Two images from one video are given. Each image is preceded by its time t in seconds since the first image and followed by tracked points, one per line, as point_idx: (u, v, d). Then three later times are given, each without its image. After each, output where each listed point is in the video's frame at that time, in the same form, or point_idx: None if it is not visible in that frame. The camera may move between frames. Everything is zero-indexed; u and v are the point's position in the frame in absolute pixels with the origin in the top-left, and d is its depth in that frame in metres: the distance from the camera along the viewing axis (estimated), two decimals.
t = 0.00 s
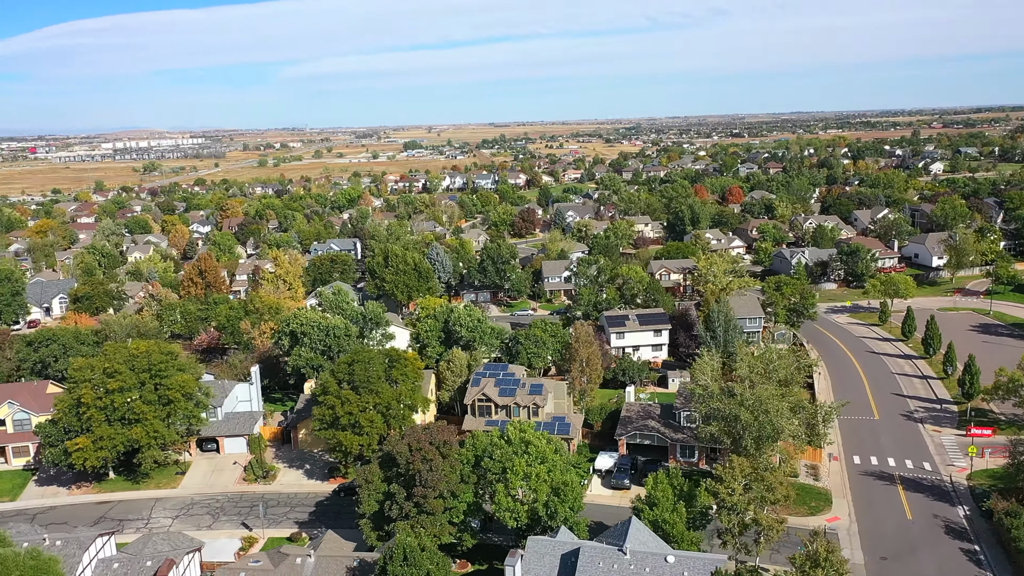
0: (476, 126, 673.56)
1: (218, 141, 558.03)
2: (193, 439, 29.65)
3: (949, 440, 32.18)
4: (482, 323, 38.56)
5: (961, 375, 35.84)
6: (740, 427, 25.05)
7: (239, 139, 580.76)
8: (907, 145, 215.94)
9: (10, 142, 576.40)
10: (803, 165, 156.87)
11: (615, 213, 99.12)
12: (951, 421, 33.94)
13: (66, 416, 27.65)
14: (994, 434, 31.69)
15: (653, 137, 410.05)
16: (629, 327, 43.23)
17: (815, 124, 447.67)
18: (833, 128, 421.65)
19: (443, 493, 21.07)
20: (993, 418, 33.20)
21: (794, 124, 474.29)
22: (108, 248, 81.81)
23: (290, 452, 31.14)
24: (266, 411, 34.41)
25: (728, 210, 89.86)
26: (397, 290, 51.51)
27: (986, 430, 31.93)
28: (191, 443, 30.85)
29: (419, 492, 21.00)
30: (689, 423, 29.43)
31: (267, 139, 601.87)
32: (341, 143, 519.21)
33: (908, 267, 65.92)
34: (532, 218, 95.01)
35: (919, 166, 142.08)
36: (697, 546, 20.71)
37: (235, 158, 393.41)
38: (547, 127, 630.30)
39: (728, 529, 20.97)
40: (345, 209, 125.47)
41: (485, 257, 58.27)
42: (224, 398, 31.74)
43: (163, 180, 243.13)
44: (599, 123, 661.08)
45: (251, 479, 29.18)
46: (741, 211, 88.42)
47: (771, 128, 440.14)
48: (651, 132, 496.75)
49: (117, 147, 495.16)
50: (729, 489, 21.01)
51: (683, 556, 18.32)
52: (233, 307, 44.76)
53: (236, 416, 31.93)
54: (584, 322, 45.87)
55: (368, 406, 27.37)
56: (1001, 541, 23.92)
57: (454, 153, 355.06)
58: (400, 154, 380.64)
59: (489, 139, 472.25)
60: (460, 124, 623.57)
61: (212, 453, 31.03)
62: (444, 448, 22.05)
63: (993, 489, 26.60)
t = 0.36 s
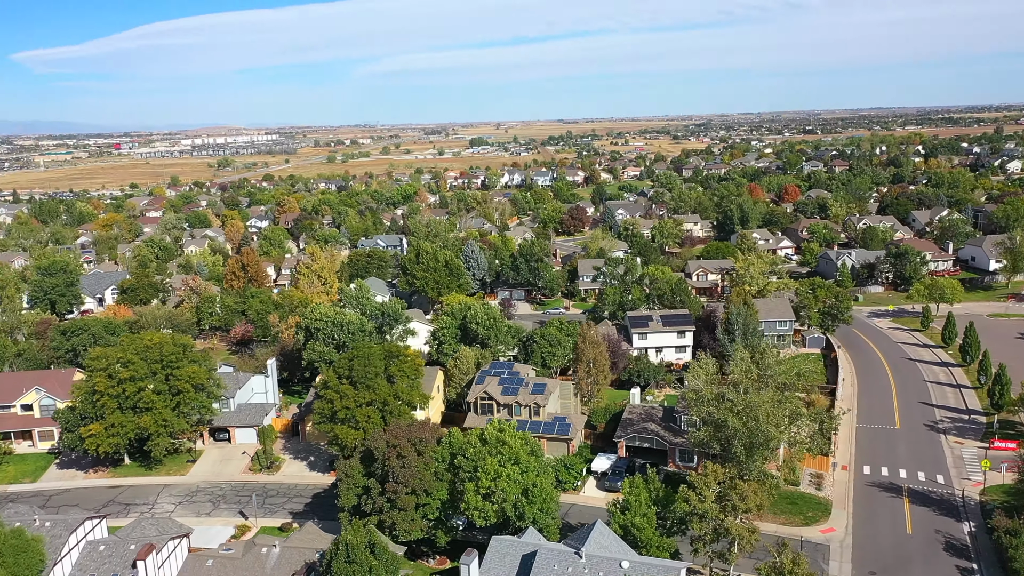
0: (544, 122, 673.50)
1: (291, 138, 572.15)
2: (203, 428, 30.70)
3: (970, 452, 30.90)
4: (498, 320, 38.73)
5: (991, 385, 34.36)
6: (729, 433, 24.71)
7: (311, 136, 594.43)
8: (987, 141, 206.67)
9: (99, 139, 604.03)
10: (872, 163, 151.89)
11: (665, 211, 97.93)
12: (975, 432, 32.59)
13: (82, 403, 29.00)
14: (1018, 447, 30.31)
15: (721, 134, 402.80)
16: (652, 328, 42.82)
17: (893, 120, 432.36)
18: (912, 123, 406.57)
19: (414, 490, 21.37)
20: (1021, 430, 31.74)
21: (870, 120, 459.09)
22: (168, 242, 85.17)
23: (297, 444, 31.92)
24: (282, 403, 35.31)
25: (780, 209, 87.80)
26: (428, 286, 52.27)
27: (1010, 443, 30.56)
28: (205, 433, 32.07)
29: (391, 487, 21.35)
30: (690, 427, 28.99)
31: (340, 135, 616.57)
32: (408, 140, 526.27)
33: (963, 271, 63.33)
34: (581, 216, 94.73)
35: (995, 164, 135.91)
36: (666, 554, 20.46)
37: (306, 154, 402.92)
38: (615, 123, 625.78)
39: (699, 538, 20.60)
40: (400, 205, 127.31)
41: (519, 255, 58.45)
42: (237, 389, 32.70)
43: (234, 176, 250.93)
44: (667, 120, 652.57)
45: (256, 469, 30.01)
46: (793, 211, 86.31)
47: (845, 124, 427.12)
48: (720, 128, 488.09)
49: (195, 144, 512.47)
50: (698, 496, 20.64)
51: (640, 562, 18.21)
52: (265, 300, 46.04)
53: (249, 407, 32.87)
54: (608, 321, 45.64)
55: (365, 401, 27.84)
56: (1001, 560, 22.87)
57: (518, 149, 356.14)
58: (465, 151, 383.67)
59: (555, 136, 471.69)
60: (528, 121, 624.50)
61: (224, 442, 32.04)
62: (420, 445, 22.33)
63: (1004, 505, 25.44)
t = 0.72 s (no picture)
0: (608, 120, 669.28)
1: (357, 135, 581.91)
2: (215, 419, 31.71)
3: (989, 466, 29.71)
4: (513, 319, 38.80)
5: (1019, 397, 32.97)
6: (717, 438, 24.51)
7: (377, 133, 603.44)
8: None
9: (175, 134, 625.25)
10: (940, 161, 146.27)
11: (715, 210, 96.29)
12: (998, 446, 31.35)
13: (100, 392, 30.34)
14: None
15: (788, 131, 393.64)
16: (674, 329, 42.31)
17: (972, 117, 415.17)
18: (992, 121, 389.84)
19: (389, 486, 21.73)
20: None
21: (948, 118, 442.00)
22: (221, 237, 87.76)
23: (305, 436, 32.65)
24: (297, 397, 36.14)
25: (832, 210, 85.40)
26: (457, 284, 52.83)
27: None
28: (217, 423, 33.05)
29: (367, 483, 21.76)
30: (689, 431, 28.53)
31: (405, 132, 624.15)
32: (472, 137, 529.68)
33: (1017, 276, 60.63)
34: (627, 214, 93.98)
35: None
36: (637, 559, 20.28)
37: (370, 151, 409.25)
38: (680, 120, 617.91)
39: (670, 544, 20.36)
40: (452, 201, 128.35)
41: (551, 253, 58.36)
42: (249, 381, 33.56)
43: (298, 173, 256.70)
44: (735, 116, 640.94)
45: (262, 460, 30.77)
46: (845, 211, 83.87)
47: (921, 121, 412.18)
48: (789, 125, 476.73)
49: (266, 141, 526.28)
50: (669, 503, 20.39)
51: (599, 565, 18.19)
52: (294, 296, 47.12)
53: (261, 399, 33.75)
54: (631, 322, 45.29)
55: (363, 397, 28.38)
56: None
57: (579, 147, 354.72)
58: (526, 148, 384.49)
59: (618, 133, 468.34)
60: (592, 118, 621.04)
61: (236, 433, 33.01)
62: (399, 442, 22.68)
63: (1010, 521, 24.43)
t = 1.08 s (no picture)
0: (677, 117, 660.14)
1: (426, 131, 588.59)
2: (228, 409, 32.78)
3: (1007, 481, 28.38)
4: (529, 318, 38.84)
5: None
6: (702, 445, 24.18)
7: (446, 130, 609.37)
8: None
9: (251, 131, 643.77)
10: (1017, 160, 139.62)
11: (768, 209, 94.19)
12: (1020, 461, 29.92)
13: (119, 380, 31.72)
14: None
15: (863, 128, 381.44)
16: (696, 331, 41.70)
17: None
18: None
19: (365, 482, 22.12)
20: None
21: None
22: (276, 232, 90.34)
23: (315, 429, 33.39)
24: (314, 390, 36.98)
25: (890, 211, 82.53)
26: (488, 281, 53.27)
27: None
28: (232, 413, 34.10)
29: (345, 478, 22.25)
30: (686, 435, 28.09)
31: (473, 129, 628.73)
32: (538, 134, 529.99)
33: None
34: (677, 213, 92.77)
35: None
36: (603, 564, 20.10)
37: (437, 148, 413.35)
38: (752, 117, 604.98)
39: (637, 551, 20.09)
40: (506, 198, 128.90)
41: (585, 252, 58.12)
42: (264, 374, 34.47)
43: (364, 168, 261.55)
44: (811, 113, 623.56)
45: (270, 451, 31.59)
46: (902, 212, 80.92)
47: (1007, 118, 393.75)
48: (865, 122, 461.84)
49: (337, 137, 536.89)
50: (635, 509, 20.11)
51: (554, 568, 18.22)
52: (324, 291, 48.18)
53: (275, 391, 34.66)
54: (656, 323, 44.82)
55: (362, 393, 28.93)
56: None
57: (645, 144, 351.40)
58: (590, 146, 382.71)
59: (685, 130, 462.30)
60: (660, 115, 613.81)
61: (250, 424, 34.02)
62: (378, 438, 23.10)
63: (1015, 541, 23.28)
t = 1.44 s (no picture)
0: (745, 114, 648.04)
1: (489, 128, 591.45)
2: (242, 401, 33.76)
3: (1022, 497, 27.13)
4: (544, 317, 38.82)
5: None
6: (687, 451, 23.92)
7: (509, 127, 611.06)
8: None
9: (319, 128, 657.55)
10: None
11: (820, 209, 91.76)
12: None
13: (138, 370, 32.97)
14: None
15: (939, 126, 367.80)
16: (717, 334, 41.01)
17: None
18: None
19: (344, 478, 22.58)
20: None
21: None
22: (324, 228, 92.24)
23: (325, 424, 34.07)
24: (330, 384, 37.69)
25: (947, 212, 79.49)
26: (516, 280, 53.44)
27: None
28: (247, 405, 35.05)
29: (325, 471, 22.75)
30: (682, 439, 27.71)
31: (536, 126, 628.83)
32: (602, 131, 527.14)
33: None
34: (725, 213, 91.25)
35: None
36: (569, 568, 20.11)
37: (499, 145, 415.25)
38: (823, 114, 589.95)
39: (603, 557, 20.04)
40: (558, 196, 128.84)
41: (618, 252, 57.68)
42: (279, 367, 35.30)
43: (424, 165, 264.56)
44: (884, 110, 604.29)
45: (279, 443, 32.35)
46: (960, 215, 77.82)
47: None
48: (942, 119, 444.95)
49: (402, 135, 544.98)
50: (602, 514, 20.03)
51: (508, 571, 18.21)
52: (352, 286, 49.08)
53: (289, 384, 35.38)
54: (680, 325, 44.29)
55: (361, 388, 29.46)
56: None
57: (708, 142, 345.93)
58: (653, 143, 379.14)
59: (752, 127, 453.15)
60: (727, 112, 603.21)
61: (264, 416, 34.87)
62: (362, 434, 23.54)
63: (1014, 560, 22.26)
